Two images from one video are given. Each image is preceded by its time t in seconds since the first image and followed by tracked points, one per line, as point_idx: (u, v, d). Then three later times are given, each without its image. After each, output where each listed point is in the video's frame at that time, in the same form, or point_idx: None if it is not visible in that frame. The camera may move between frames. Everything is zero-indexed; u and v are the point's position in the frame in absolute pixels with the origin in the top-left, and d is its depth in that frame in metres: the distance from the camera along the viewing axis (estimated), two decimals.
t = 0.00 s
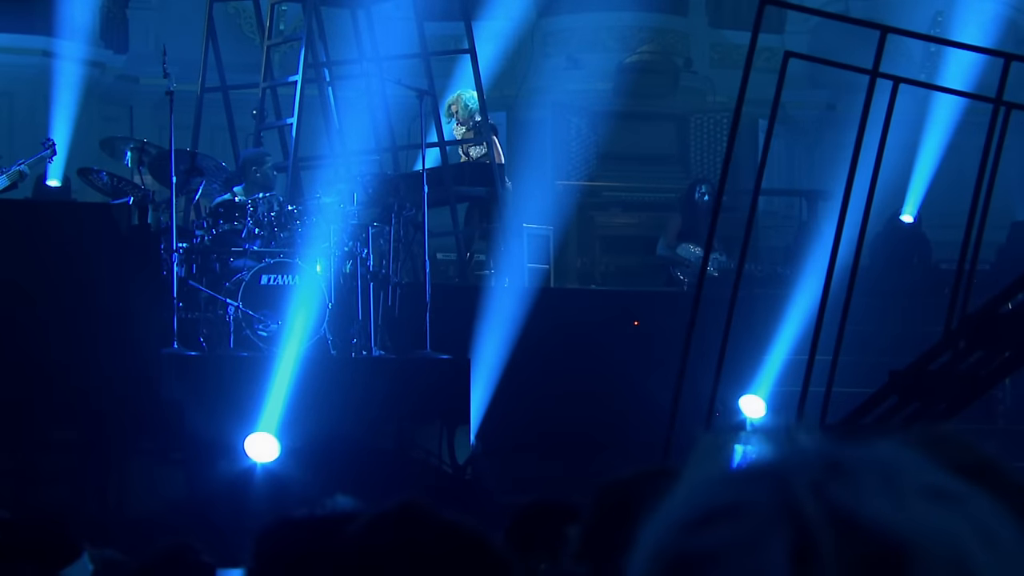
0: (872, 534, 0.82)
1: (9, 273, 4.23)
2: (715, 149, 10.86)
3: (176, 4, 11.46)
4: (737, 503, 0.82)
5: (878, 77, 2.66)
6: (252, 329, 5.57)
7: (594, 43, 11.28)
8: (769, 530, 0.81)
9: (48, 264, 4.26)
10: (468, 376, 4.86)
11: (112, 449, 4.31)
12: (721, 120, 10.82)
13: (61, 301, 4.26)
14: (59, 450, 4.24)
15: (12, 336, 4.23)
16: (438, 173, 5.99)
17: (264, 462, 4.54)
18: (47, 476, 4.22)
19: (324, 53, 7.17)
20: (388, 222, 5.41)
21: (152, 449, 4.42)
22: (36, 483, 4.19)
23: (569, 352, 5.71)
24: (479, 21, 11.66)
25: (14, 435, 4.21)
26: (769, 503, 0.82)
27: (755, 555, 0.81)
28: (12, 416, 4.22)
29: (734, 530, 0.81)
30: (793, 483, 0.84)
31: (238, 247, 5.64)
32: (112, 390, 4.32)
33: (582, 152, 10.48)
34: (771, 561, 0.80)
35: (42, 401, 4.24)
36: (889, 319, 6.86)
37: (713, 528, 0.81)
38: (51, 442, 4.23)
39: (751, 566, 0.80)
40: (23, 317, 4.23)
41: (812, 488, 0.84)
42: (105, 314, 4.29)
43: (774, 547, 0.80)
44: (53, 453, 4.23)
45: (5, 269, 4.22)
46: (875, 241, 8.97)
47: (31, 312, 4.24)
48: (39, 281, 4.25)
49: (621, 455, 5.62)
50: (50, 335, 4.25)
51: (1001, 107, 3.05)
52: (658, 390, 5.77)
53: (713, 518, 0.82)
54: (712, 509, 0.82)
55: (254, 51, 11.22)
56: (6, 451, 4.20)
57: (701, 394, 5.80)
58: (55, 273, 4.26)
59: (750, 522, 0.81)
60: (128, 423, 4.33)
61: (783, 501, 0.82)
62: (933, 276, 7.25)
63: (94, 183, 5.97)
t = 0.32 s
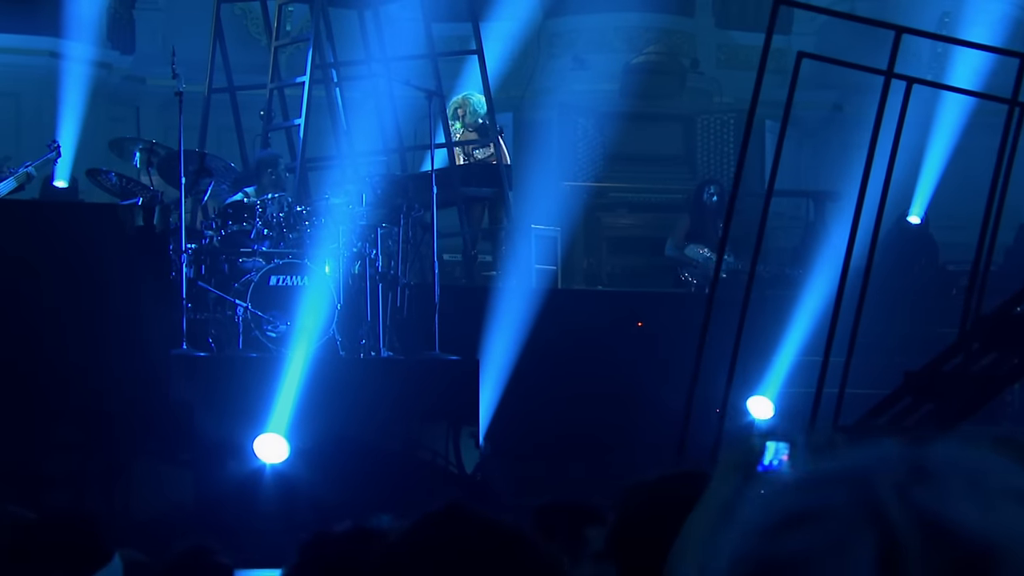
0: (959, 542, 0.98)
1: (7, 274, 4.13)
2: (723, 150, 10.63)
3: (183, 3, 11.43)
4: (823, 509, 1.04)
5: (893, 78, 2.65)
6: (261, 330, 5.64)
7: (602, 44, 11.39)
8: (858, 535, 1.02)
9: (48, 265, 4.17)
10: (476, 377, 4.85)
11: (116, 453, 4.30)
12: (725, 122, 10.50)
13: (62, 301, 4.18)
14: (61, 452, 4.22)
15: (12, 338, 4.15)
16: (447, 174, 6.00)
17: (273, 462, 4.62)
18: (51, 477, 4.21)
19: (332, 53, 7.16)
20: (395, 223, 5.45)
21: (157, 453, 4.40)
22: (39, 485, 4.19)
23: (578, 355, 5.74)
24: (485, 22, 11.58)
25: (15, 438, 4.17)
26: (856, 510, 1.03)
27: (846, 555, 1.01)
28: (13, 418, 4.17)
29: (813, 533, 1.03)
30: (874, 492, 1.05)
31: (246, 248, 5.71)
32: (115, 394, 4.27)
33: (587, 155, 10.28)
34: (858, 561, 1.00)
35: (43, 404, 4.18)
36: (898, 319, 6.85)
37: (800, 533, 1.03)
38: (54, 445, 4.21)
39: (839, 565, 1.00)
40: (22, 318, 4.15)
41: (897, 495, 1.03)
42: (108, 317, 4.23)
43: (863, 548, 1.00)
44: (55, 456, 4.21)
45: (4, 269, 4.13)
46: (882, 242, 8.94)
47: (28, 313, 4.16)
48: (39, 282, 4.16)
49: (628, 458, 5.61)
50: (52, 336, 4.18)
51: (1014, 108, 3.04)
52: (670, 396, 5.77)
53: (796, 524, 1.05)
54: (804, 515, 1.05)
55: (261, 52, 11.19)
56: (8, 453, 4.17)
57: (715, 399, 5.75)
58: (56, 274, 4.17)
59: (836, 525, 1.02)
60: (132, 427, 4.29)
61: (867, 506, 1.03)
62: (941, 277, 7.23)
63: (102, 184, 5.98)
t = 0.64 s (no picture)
0: None
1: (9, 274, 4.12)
2: (728, 147, 10.31)
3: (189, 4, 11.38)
4: (897, 513, 1.14)
5: (906, 78, 2.65)
6: (269, 330, 5.57)
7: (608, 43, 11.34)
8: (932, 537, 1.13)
9: (51, 265, 4.16)
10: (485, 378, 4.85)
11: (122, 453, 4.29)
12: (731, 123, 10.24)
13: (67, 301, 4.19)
14: (67, 453, 4.21)
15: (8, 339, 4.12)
16: (454, 174, 6.01)
17: (282, 463, 4.61)
18: (56, 476, 4.21)
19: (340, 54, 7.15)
20: (404, 224, 5.47)
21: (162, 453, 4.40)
22: (45, 484, 4.19)
23: (586, 357, 5.75)
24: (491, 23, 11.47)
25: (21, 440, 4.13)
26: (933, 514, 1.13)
27: (923, 561, 1.14)
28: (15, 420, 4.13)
29: (888, 541, 1.14)
30: (953, 487, 1.15)
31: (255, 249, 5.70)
32: (120, 392, 4.27)
33: (596, 155, 10.27)
34: (936, 562, 1.14)
35: (48, 404, 4.17)
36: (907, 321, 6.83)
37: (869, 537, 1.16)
38: (59, 445, 4.19)
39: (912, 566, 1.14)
40: (26, 321, 4.13)
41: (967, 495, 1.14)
42: (115, 317, 4.23)
43: (939, 554, 1.14)
44: (60, 455, 4.20)
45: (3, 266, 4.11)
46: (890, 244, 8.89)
47: (29, 313, 4.14)
48: (46, 282, 4.15)
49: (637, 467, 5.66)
50: (58, 337, 4.18)
51: None
52: (679, 400, 5.83)
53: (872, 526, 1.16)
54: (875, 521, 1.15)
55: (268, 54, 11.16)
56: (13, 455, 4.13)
57: (724, 400, 5.81)
58: (62, 274, 4.17)
59: (912, 532, 1.14)
60: (137, 426, 4.28)
61: (944, 505, 1.14)
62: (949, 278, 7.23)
63: (110, 184, 5.98)
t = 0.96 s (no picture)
0: None
1: (10, 279, 4.11)
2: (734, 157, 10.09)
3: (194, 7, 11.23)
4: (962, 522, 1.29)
5: (921, 84, 2.63)
6: (276, 336, 5.59)
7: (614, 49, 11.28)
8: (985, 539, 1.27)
9: (54, 271, 4.14)
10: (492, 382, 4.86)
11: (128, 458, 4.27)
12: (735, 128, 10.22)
13: (70, 307, 4.17)
14: (71, 459, 4.21)
15: (12, 345, 4.13)
16: (461, 180, 6.03)
17: (289, 469, 4.63)
18: (62, 481, 4.22)
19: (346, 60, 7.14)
20: (411, 229, 5.49)
21: (168, 460, 4.37)
22: (50, 490, 4.20)
23: (593, 364, 5.78)
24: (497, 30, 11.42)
25: (24, 446, 4.14)
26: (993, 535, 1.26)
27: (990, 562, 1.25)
28: (21, 425, 4.14)
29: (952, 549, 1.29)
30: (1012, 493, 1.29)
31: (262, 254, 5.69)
32: (126, 397, 4.23)
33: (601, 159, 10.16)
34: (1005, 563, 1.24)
35: (54, 411, 4.16)
36: (914, 327, 6.82)
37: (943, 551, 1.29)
38: (63, 450, 4.18)
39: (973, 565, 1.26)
40: (29, 327, 4.12)
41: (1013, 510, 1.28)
42: (121, 322, 4.20)
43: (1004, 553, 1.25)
44: (64, 461, 4.19)
45: (4, 271, 4.11)
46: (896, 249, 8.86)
47: (33, 319, 4.13)
48: (54, 285, 4.14)
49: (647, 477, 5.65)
50: (63, 344, 4.16)
51: None
52: (690, 410, 5.81)
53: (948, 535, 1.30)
54: (948, 529, 1.31)
55: (274, 59, 11.16)
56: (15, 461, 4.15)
57: (736, 411, 5.77)
58: (71, 277, 4.16)
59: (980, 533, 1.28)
60: (143, 432, 4.24)
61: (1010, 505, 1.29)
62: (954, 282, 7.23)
63: (117, 190, 5.96)
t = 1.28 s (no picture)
0: None
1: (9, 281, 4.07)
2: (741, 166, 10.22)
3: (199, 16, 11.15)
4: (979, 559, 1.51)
5: (934, 91, 2.63)
6: (285, 344, 5.67)
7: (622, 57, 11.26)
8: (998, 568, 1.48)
9: (58, 278, 4.10)
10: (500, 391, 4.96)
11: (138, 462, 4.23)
12: (744, 137, 10.22)
13: (75, 313, 4.13)
14: (80, 465, 4.16)
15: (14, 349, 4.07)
16: (469, 188, 6.04)
17: (299, 477, 4.68)
18: (69, 490, 4.17)
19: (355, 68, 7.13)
20: (421, 237, 5.46)
21: (176, 468, 4.32)
22: (61, 498, 4.16)
23: (599, 374, 5.86)
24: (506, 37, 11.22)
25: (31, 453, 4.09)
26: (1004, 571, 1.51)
27: None
28: (25, 433, 4.08)
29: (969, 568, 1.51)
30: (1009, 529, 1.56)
31: (271, 263, 5.69)
32: (132, 402, 4.19)
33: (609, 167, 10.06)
34: None
35: (59, 418, 4.11)
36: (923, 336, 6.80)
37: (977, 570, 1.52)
38: (71, 457, 4.14)
39: None
40: (32, 334, 4.07)
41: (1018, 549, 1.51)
42: (127, 326, 4.17)
43: None
44: (71, 469, 4.15)
45: (9, 278, 4.07)
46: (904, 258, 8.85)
47: (35, 325, 4.08)
48: (61, 293, 4.11)
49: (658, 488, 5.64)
50: (68, 348, 4.12)
51: None
52: (698, 419, 5.89)
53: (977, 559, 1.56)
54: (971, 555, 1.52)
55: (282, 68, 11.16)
56: (22, 470, 4.09)
57: (749, 418, 5.77)
58: (78, 286, 4.13)
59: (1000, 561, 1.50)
60: (153, 436, 4.21)
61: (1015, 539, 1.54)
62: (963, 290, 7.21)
63: (127, 198, 5.95)
